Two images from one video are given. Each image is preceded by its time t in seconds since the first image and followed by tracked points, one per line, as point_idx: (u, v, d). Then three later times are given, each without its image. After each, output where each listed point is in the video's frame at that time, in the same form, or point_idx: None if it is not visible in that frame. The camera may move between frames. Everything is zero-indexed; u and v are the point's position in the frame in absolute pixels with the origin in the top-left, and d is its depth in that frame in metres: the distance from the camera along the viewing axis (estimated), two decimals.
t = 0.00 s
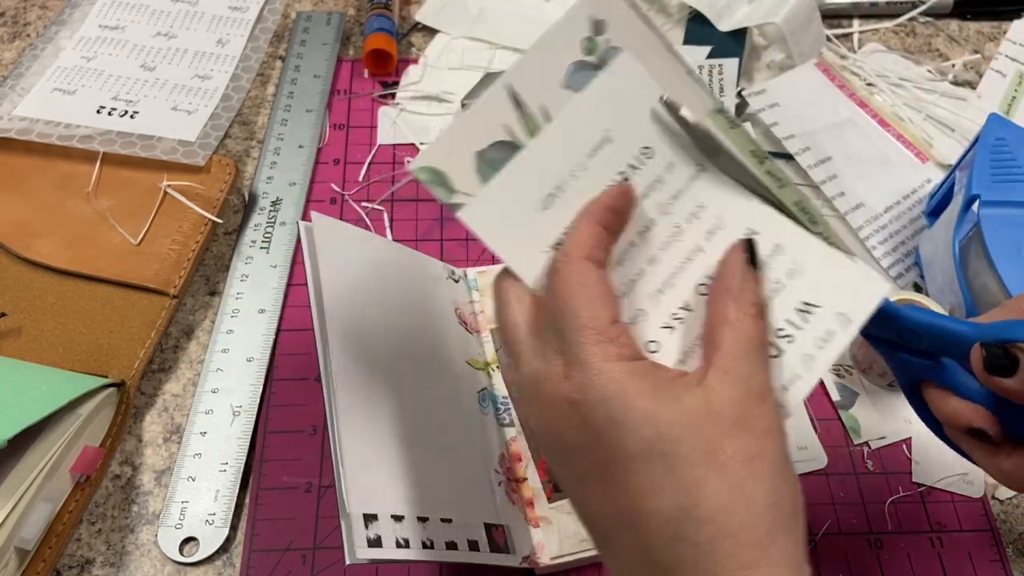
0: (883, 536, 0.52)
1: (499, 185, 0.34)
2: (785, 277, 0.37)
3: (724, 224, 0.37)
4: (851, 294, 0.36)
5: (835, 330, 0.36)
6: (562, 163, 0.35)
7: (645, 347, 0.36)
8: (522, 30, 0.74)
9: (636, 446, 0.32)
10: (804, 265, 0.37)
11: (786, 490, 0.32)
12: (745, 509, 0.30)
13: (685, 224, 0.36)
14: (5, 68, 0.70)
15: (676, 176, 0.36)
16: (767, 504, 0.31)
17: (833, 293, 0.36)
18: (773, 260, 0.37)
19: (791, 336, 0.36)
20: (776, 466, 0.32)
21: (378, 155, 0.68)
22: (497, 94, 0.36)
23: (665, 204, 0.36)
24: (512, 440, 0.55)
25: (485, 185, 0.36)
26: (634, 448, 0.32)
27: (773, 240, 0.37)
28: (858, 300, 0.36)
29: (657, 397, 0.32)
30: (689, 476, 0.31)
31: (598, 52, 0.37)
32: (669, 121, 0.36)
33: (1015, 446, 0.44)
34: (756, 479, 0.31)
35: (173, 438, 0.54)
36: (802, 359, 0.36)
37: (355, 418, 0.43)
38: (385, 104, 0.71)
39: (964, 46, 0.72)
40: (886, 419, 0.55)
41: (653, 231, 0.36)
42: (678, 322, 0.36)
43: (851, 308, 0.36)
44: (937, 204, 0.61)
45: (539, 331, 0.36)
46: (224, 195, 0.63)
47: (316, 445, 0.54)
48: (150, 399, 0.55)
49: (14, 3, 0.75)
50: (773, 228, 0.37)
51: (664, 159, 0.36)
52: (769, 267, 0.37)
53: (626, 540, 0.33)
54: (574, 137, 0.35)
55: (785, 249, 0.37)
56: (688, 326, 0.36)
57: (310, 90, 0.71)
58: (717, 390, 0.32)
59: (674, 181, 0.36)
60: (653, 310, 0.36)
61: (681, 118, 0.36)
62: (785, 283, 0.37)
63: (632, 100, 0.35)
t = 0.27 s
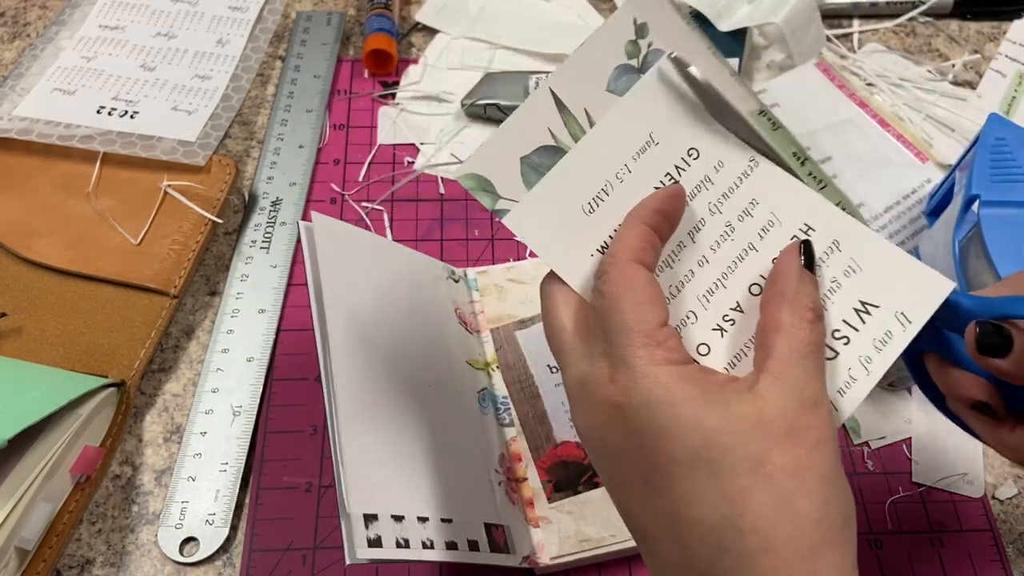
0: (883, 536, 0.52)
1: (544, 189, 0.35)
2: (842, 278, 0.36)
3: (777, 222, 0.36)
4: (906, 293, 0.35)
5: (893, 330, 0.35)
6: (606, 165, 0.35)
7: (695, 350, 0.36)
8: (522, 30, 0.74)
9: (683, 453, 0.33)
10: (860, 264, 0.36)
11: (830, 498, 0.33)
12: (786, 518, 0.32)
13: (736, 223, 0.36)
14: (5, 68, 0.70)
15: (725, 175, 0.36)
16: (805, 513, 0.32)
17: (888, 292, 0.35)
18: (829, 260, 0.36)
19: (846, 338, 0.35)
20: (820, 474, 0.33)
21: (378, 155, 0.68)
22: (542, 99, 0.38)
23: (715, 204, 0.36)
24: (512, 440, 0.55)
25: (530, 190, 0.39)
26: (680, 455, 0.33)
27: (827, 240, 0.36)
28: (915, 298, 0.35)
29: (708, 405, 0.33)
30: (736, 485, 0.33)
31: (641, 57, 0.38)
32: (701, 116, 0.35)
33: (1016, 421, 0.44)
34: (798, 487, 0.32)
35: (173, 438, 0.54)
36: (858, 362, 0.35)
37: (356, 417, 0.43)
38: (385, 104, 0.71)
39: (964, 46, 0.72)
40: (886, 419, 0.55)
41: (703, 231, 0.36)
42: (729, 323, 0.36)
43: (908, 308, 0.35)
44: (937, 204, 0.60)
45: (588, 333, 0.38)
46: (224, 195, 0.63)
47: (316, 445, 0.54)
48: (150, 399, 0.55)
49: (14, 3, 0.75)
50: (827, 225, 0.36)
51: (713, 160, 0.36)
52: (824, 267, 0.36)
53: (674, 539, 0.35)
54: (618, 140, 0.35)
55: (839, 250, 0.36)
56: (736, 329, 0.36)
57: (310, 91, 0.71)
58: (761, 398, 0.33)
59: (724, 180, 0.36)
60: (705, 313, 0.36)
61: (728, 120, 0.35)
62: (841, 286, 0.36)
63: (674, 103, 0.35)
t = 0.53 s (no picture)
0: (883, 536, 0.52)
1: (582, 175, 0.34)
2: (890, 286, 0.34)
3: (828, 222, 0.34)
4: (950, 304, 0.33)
5: (932, 340, 0.33)
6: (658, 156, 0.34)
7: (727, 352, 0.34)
8: (522, 30, 0.74)
9: (721, 454, 0.32)
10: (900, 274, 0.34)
11: (875, 507, 0.31)
12: (832, 525, 0.30)
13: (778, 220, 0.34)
14: (5, 68, 0.70)
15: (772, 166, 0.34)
16: (853, 522, 0.30)
17: (933, 301, 0.33)
18: (873, 264, 0.34)
19: (886, 345, 0.34)
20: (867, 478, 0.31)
21: (378, 155, 0.68)
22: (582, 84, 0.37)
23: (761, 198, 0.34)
24: (512, 440, 0.55)
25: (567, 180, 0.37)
26: (723, 458, 0.32)
27: (873, 241, 0.34)
28: (958, 306, 0.33)
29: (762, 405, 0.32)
30: (781, 492, 0.31)
31: (685, 44, 0.37)
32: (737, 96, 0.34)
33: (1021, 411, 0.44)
34: (846, 491, 0.31)
35: (173, 438, 0.54)
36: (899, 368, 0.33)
37: (356, 417, 0.43)
38: (385, 104, 0.71)
39: (964, 46, 0.72)
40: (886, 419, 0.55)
41: (744, 226, 0.34)
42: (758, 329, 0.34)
43: (952, 317, 0.33)
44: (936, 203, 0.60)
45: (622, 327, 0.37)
46: (224, 195, 0.63)
47: (317, 445, 0.54)
48: (150, 399, 0.55)
49: (14, 3, 0.75)
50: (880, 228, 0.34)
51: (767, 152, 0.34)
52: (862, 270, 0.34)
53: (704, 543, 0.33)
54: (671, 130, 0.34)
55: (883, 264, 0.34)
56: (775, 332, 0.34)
57: (310, 91, 0.71)
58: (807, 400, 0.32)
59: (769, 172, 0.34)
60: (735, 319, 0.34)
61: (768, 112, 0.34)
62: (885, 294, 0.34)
63: (722, 91, 0.33)
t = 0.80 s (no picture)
0: (883, 536, 0.52)
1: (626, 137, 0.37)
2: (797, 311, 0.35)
3: (793, 251, 0.36)
4: (848, 394, 0.34)
5: (809, 414, 0.34)
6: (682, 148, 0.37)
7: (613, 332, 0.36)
8: (522, 29, 0.74)
9: (606, 460, 0.33)
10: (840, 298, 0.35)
11: (772, 492, 0.31)
12: (723, 512, 0.30)
13: (732, 224, 0.36)
14: (5, 68, 0.70)
15: (779, 187, 0.36)
16: (744, 506, 0.30)
17: (839, 384, 0.34)
18: (799, 319, 0.35)
19: (767, 390, 0.35)
20: (756, 465, 0.32)
21: (378, 155, 0.68)
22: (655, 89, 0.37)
23: (726, 206, 0.36)
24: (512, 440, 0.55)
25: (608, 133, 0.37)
26: (602, 460, 0.33)
27: (823, 312, 0.35)
28: (855, 406, 0.34)
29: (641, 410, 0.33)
30: (669, 490, 0.31)
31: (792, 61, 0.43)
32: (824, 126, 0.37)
33: None
34: (730, 479, 0.31)
35: (173, 438, 0.54)
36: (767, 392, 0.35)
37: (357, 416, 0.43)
38: (385, 104, 0.71)
39: (964, 46, 0.72)
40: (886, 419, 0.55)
41: (683, 211, 0.36)
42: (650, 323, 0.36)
43: (838, 402, 0.34)
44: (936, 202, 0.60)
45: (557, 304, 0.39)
46: (224, 195, 0.63)
47: (317, 445, 0.54)
48: (150, 399, 0.55)
49: (14, 3, 0.75)
50: (835, 299, 0.35)
51: (780, 174, 0.36)
52: (782, 294, 0.36)
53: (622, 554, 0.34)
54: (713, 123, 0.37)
55: (810, 312, 0.35)
56: (655, 325, 0.36)
57: (310, 90, 0.71)
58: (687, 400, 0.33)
59: (770, 190, 0.36)
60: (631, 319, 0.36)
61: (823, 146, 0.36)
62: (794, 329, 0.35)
63: (792, 122, 0.36)
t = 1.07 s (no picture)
0: (882, 536, 0.52)
1: (732, 111, 0.34)
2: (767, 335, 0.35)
3: (782, 286, 0.35)
4: (765, 463, 0.34)
5: (717, 443, 0.34)
6: (763, 175, 0.34)
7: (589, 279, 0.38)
8: (522, 29, 0.74)
9: (509, 354, 0.38)
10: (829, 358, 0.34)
11: (648, 444, 0.35)
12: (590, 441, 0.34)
13: (758, 251, 0.35)
14: (5, 68, 0.70)
15: (822, 241, 0.34)
16: (614, 447, 0.34)
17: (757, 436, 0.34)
18: (763, 362, 0.34)
19: (696, 402, 0.35)
20: (645, 416, 0.35)
21: (378, 155, 0.68)
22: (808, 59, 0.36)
23: (771, 237, 0.35)
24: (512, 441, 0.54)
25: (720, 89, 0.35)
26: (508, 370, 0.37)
27: (789, 368, 0.34)
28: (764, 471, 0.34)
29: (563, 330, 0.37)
30: (549, 409, 0.35)
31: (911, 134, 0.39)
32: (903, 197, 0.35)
33: None
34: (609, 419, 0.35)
35: (173, 438, 0.54)
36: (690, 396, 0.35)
37: (357, 419, 0.44)
38: (385, 104, 0.71)
39: (963, 46, 0.72)
40: (886, 419, 0.56)
41: (724, 216, 0.35)
42: (625, 290, 0.37)
43: (750, 456, 0.34)
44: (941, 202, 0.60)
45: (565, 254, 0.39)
46: (225, 195, 0.63)
47: (317, 445, 0.54)
48: (150, 399, 0.55)
49: (15, 3, 0.75)
50: (812, 367, 0.34)
51: (835, 238, 0.34)
52: (764, 331, 0.35)
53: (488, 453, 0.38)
54: (815, 153, 0.34)
55: (780, 364, 0.34)
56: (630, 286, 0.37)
57: (310, 90, 0.71)
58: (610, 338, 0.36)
59: (817, 241, 0.34)
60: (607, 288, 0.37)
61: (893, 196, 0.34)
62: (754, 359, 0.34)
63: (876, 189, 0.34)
